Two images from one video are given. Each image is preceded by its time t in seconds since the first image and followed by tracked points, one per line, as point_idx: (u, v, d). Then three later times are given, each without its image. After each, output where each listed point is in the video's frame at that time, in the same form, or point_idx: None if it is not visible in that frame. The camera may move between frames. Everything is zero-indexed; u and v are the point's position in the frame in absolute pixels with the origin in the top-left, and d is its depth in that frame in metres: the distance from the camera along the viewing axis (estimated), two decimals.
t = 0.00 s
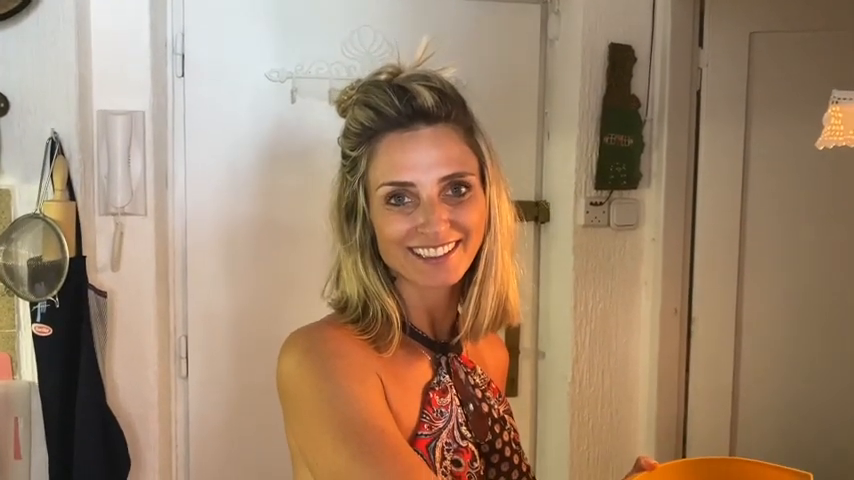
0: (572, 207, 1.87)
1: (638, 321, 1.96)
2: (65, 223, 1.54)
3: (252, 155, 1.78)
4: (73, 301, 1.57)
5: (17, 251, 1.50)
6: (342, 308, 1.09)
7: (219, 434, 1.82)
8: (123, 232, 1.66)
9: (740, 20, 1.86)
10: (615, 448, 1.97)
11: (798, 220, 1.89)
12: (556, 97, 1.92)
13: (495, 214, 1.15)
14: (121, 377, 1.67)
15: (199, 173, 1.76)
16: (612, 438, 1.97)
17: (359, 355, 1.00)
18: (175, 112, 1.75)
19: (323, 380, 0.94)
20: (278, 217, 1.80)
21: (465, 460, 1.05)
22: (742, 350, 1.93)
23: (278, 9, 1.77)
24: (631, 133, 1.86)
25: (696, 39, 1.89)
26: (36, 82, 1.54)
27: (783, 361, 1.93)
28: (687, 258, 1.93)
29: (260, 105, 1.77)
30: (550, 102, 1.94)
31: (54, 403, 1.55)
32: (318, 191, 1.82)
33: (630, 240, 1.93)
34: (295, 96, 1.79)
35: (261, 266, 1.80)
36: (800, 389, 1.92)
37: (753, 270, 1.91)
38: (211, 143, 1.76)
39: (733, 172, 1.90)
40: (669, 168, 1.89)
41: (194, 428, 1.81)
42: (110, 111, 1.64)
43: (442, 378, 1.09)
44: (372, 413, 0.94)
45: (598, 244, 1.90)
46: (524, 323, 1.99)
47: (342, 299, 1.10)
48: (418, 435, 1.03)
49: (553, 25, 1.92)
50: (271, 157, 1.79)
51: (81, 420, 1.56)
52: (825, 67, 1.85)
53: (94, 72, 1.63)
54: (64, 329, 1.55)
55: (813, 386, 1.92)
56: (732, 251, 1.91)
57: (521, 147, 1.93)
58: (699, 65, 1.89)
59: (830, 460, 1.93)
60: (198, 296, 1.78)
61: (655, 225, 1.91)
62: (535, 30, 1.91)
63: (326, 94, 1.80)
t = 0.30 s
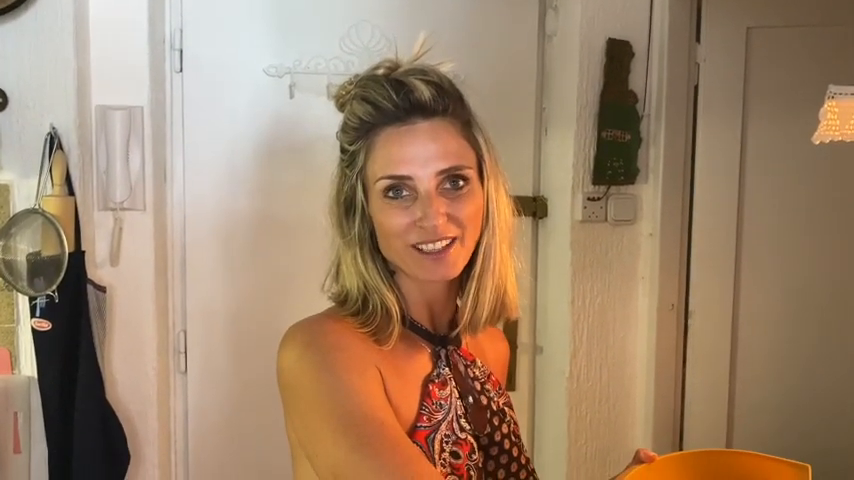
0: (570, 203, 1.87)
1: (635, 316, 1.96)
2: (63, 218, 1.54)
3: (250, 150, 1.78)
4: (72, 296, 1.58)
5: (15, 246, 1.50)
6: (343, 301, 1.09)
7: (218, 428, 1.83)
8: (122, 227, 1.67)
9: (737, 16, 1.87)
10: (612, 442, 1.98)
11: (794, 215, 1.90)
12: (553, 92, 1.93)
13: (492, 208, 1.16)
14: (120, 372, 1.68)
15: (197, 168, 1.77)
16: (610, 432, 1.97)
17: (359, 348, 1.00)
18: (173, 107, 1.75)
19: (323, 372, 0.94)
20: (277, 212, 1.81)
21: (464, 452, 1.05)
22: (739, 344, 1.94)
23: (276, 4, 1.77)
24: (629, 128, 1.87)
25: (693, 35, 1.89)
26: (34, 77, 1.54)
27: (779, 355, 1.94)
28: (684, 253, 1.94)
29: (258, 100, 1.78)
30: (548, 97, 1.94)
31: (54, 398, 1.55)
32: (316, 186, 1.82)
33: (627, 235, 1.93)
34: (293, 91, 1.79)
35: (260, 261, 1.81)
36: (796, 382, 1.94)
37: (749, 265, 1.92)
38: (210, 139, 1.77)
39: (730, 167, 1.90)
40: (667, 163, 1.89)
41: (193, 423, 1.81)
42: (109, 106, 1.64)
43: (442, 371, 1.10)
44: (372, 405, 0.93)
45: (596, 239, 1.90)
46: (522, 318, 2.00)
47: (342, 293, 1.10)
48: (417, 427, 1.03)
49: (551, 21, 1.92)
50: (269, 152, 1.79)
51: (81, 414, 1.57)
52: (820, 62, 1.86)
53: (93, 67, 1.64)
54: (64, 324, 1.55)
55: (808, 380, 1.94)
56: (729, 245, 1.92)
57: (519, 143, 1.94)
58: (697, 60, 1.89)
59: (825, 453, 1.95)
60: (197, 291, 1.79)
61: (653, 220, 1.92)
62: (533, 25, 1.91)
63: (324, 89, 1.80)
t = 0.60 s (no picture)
0: (567, 200, 1.87)
1: (632, 313, 1.97)
2: (59, 215, 1.54)
3: (247, 147, 1.78)
4: (69, 293, 1.57)
5: (12, 243, 1.51)
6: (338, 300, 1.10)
7: (216, 425, 1.83)
8: (118, 225, 1.66)
9: (735, 12, 1.87)
10: (610, 439, 1.98)
11: (791, 213, 1.90)
12: (550, 89, 1.93)
13: (489, 210, 1.16)
14: (117, 370, 1.68)
15: (194, 166, 1.76)
16: (607, 428, 1.98)
17: (355, 347, 1.00)
18: (170, 104, 1.75)
19: (319, 370, 0.94)
20: (274, 209, 1.81)
21: (459, 451, 1.05)
22: (735, 341, 1.95)
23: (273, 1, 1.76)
24: (626, 125, 1.87)
25: (690, 32, 1.89)
26: (31, 74, 1.54)
27: (775, 352, 1.94)
28: (681, 250, 1.94)
29: (255, 97, 1.77)
30: (545, 94, 1.94)
31: (50, 395, 1.55)
32: (313, 184, 1.82)
33: (624, 233, 1.93)
34: (290, 88, 1.78)
35: (257, 259, 1.81)
36: (792, 378, 1.95)
37: (746, 262, 1.92)
38: (207, 136, 1.76)
39: (727, 164, 1.90)
40: (664, 160, 1.89)
41: (191, 420, 1.81)
42: (106, 103, 1.64)
43: (437, 369, 1.10)
44: (367, 404, 0.94)
45: (593, 236, 1.90)
46: (518, 315, 2.00)
47: (337, 291, 1.11)
48: (411, 426, 1.04)
49: (548, 18, 1.92)
50: (266, 149, 1.79)
51: (78, 412, 1.57)
52: (817, 60, 1.86)
53: (89, 64, 1.63)
54: (60, 321, 1.55)
55: (804, 377, 1.94)
56: (726, 243, 1.92)
57: (516, 140, 1.94)
58: (694, 57, 1.89)
59: (821, 450, 1.96)
60: (194, 289, 1.79)
61: (650, 217, 1.92)
62: (530, 22, 1.91)
63: (321, 86, 1.80)
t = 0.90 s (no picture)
0: (563, 197, 1.88)
1: (628, 310, 1.97)
2: (55, 213, 1.54)
3: (243, 145, 1.78)
4: (65, 291, 1.58)
5: (8, 241, 1.52)
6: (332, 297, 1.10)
7: (212, 423, 1.83)
8: (114, 223, 1.66)
9: (730, 10, 1.87)
10: (606, 436, 1.99)
11: (785, 211, 1.91)
12: (546, 87, 1.93)
13: (485, 211, 1.16)
14: (113, 367, 1.67)
15: (190, 164, 1.76)
16: (603, 425, 1.98)
17: (347, 344, 1.01)
18: (166, 101, 1.75)
19: (311, 368, 0.94)
20: (270, 207, 1.81)
21: (452, 447, 1.06)
22: (730, 337, 1.96)
23: None
24: (621, 123, 1.87)
25: (686, 29, 1.89)
26: (28, 74, 1.56)
27: (771, 348, 1.95)
28: (677, 247, 1.94)
29: (251, 95, 1.77)
30: (541, 92, 1.94)
31: (47, 393, 1.56)
32: (308, 182, 1.82)
33: (620, 230, 1.94)
34: (286, 86, 1.78)
35: (252, 257, 1.81)
36: (786, 374, 1.96)
37: (742, 259, 1.93)
38: (202, 134, 1.76)
39: (723, 162, 1.91)
40: (660, 158, 1.90)
41: (187, 418, 1.81)
42: (101, 101, 1.63)
43: (430, 366, 1.11)
44: (360, 401, 0.93)
45: (589, 233, 1.91)
46: (515, 313, 1.99)
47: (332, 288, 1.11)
48: (404, 422, 1.04)
49: (544, 15, 1.93)
50: (261, 147, 1.79)
51: (74, 409, 1.57)
52: (812, 57, 1.87)
53: (84, 61, 1.62)
54: (56, 319, 1.55)
55: (798, 373, 1.95)
56: (721, 241, 1.93)
57: (512, 137, 1.93)
58: (689, 54, 1.89)
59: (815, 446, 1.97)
60: (189, 287, 1.79)
61: (645, 215, 1.92)
62: (526, 20, 1.91)
63: (317, 84, 1.80)
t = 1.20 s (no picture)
0: (560, 195, 1.88)
1: (626, 308, 1.97)
2: (52, 212, 1.53)
3: (240, 143, 1.78)
4: (62, 289, 1.57)
5: (4, 239, 1.50)
6: (328, 296, 1.10)
7: (209, 422, 1.82)
8: (111, 221, 1.65)
9: (728, 8, 1.87)
10: (604, 434, 1.99)
11: (783, 209, 1.91)
12: (544, 85, 1.93)
13: (483, 208, 1.16)
14: (111, 366, 1.67)
15: (187, 162, 1.76)
16: (601, 422, 1.98)
17: (343, 342, 1.01)
18: (163, 98, 1.74)
19: (306, 365, 0.94)
20: (267, 204, 1.80)
21: (449, 445, 1.06)
22: (728, 335, 1.96)
23: None
24: (619, 120, 1.87)
25: (684, 27, 1.89)
26: (25, 72, 1.56)
27: (768, 346, 1.95)
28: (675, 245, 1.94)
29: (248, 92, 1.77)
30: (539, 90, 1.94)
31: (44, 392, 1.55)
32: (306, 180, 1.81)
33: (618, 228, 1.94)
34: (284, 83, 1.78)
35: (249, 254, 1.80)
36: (784, 372, 1.96)
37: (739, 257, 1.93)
38: (198, 132, 1.76)
39: (720, 160, 1.91)
40: (658, 156, 1.90)
41: (185, 416, 1.81)
42: (98, 98, 1.63)
43: (427, 364, 1.10)
44: (355, 398, 0.93)
45: (587, 231, 1.91)
46: (513, 310, 2.00)
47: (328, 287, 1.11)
48: (401, 421, 1.04)
49: (542, 13, 1.92)
50: (259, 145, 1.78)
51: (71, 408, 1.56)
52: (809, 55, 1.87)
53: (81, 58, 1.62)
54: (53, 318, 1.55)
55: (795, 371, 1.96)
56: (719, 239, 1.93)
57: (510, 136, 1.93)
58: (687, 52, 1.89)
59: (813, 444, 1.97)
60: (187, 284, 1.78)
61: (643, 213, 1.93)
62: (524, 18, 1.91)
63: (314, 81, 1.79)
